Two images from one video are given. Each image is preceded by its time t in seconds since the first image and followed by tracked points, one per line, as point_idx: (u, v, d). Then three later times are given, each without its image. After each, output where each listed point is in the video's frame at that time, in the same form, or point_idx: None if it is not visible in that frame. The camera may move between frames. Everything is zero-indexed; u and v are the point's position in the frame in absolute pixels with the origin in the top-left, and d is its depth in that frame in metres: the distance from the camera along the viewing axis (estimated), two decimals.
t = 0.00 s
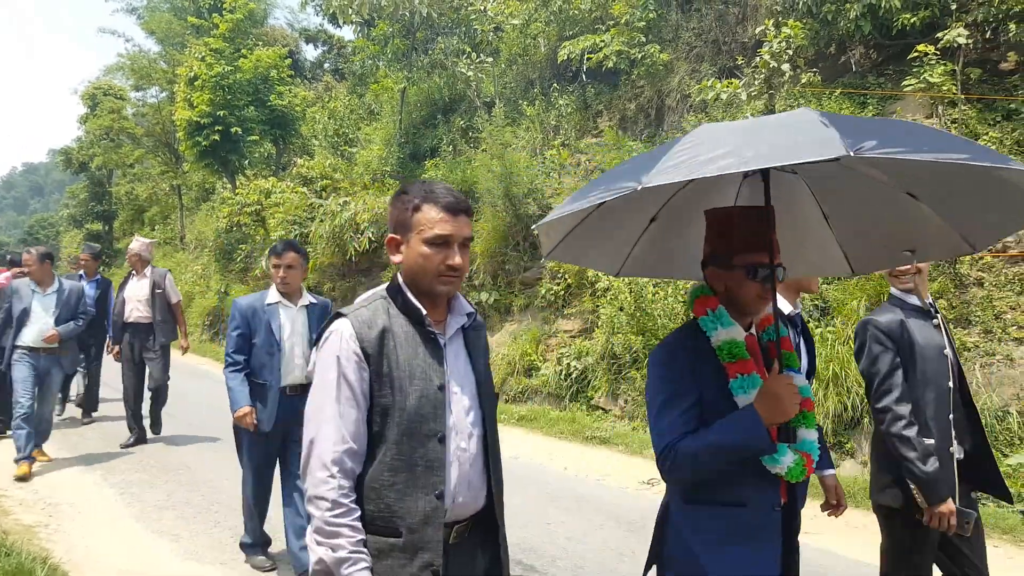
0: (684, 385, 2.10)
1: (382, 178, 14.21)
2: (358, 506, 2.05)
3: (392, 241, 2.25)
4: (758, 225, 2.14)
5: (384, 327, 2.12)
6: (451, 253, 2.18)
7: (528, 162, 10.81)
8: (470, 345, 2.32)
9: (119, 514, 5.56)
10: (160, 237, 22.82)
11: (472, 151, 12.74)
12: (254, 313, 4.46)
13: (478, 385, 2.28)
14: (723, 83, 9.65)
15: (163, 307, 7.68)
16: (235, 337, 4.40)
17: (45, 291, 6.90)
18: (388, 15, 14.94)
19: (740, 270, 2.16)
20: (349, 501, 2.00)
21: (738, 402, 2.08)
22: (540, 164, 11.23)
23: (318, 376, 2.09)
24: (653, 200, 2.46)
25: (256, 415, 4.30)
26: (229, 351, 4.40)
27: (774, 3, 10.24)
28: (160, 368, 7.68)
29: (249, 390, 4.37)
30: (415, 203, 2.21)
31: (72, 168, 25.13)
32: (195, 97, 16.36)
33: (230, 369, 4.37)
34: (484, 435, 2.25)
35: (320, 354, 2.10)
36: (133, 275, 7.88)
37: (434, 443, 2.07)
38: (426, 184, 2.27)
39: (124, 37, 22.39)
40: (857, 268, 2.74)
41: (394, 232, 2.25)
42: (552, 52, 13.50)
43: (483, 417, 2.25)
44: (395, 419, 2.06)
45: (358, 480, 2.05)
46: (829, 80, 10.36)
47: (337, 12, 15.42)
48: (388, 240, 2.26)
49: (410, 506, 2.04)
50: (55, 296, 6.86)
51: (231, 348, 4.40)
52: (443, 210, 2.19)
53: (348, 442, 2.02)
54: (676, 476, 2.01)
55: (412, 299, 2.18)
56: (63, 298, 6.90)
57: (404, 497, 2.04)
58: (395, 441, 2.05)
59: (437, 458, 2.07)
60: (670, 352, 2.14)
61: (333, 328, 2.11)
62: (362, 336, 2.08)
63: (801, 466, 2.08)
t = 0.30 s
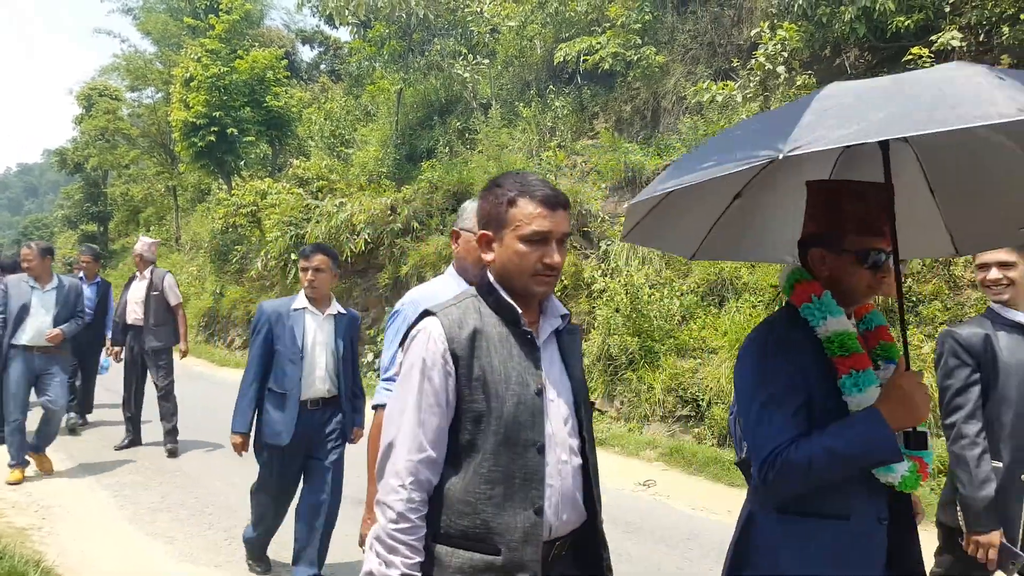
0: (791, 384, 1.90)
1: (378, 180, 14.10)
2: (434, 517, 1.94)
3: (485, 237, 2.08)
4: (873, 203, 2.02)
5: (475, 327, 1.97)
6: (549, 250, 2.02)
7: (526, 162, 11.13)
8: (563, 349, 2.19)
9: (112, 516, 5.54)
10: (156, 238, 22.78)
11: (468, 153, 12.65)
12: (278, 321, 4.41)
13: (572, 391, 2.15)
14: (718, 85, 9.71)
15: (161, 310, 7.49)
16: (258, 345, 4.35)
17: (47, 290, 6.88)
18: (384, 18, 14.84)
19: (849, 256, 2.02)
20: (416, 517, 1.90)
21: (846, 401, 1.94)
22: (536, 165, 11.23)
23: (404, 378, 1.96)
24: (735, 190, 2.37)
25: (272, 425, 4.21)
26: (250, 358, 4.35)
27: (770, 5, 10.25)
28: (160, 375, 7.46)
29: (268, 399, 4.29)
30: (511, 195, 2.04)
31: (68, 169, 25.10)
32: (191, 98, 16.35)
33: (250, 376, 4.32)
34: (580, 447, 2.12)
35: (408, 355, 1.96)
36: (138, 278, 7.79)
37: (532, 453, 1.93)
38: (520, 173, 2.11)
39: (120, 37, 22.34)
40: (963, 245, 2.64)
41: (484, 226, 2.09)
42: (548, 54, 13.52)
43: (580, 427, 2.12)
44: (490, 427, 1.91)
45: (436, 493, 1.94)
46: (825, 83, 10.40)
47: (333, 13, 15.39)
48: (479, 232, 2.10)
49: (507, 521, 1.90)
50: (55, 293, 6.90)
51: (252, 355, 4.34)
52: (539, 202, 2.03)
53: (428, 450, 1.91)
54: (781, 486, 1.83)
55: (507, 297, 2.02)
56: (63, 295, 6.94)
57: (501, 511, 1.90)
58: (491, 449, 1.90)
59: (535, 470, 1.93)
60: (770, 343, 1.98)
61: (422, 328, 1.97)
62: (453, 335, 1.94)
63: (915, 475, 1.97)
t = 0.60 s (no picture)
0: (921, 418, 1.61)
1: (372, 180, 14.14)
2: (513, 557, 1.73)
3: (577, 243, 1.85)
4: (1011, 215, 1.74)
5: (570, 346, 1.72)
6: (652, 255, 1.79)
7: (519, 166, 10.82)
8: (662, 372, 1.95)
9: (107, 517, 5.50)
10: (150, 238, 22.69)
11: (463, 154, 12.59)
12: (292, 316, 4.14)
13: (671, 423, 1.91)
14: (714, 87, 9.72)
15: (169, 310, 7.43)
16: (269, 340, 4.08)
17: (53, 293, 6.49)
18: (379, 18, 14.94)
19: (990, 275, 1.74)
20: (493, 557, 1.70)
21: (994, 441, 1.67)
22: (531, 167, 11.22)
23: (485, 400, 1.74)
24: (834, 200, 2.20)
25: (274, 427, 3.98)
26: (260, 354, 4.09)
27: (766, 8, 10.24)
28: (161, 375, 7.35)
29: (275, 399, 4.05)
30: (606, 193, 1.82)
31: (63, 170, 25.02)
32: (186, 98, 16.30)
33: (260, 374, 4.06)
34: (679, 485, 1.89)
35: (493, 373, 1.73)
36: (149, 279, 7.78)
37: (631, 495, 1.70)
38: (614, 170, 1.89)
39: (113, 37, 22.23)
40: None
41: (576, 230, 1.87)
42: (543, 55, 13.53)
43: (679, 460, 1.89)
44: (584, 465, 1.67)
45: (514, 531, 1.73)
46: (821, 84, 10.41)
47: (329, 14, 15.35)
48: (569, 238, 1.88)
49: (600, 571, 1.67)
50: (64, 297, 6.46)
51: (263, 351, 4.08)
52: (639, 201, 1.81)
53: (508, 486, 1.69)
54: (920, 535, 1.57)
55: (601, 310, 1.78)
56: (72, 300, 6.49)
57: (593, 559, 1.67)
58: (586, 490, 1.67)
59: (634, 513, 1.70)
60: (892, 381, 1.68)
61: (509, 344, 1.73)
62: (543, 355, 1.70)
63: None
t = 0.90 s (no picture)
0: None
1: (373, 181, 14.13)
2: None
3: (724, 230, 1.69)
4: None
5: (718, 358, 1.60)
6: (822, 244, 1.62)
7: (520, 165, 10.83)
8: (822, 381, 1.79)
9: (112, 517, 5.50)
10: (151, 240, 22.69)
11: (464, 155, 12.52)
12: (324, 334, 4.03)
13: (841, 448, 1.74)
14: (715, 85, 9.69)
15: (180, 311, 7.39)
16: (302, 363, 3.95)
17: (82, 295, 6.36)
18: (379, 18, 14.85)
19: None
20: None
21: None
22: (532, 167, 11.20)
23: (625, 424, 1.63)
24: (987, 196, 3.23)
25: (322, 452, 3.84)
26: (293, 379, 3.95)
27: (766, 6, 10.22)
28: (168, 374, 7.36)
29: (315, 423, 3.93)
30: (764, 167, 1.66)
31: (65, 172, 25.07)
32: (188, 101, 16.31)
33: (296, 400, 3.92)
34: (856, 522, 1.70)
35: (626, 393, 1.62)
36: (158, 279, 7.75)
37: (808, 538, 1.54)
38: (769, 141, 1.72)
39: (114, 40, 22.26)
40: None
41: (722, 214, 1.71)
42: (544, 54, 13.51)
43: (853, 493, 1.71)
44: (750, 502, 1.52)
45: None
46: (822, 82, 10.38)
47: (329, 16, 15.32)
48: (714, 220, 1.72)
49: None
50: (92, 297, 6.34)
51: (296, 375, 3.94)
52: (802, 183, 1.64)
53: (655, 531, 1.57)
54: None
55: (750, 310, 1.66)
56: (101, 301, 6.39)
57: None
58: (755, 535, 1.51)
59: (813, 559, 1.54)
60: None
61: (647, 358, 1.61)
62: (690, 375, 1.57)
63: None
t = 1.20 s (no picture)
0: None
1: (379, 180, 14.14)
2: None
3: (905, 230, 1.47)
4: None
5: (913, 388, 1.37)
6: None
7: (526, 164, 10.81)
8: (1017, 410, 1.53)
9: (120, 514, 5.51)
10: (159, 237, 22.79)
11: (470, 154, 12.47)
12: (363, 326, 3.65)
13: None
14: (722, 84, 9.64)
15: (184, 311, 7.44)
16: (341, 358, 3.56)
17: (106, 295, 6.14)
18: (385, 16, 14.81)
19: None
20: None
21: None
22: (538, 166, 11.18)
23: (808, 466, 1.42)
24: None
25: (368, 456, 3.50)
26: (331, 374, 3.54)
27: (774, 5, 10.16)
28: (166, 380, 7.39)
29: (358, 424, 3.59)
30: (956, 156, 1.44)
31: (74, 170, 25.23)
32: (195, 99, 16.36)
33: (336, 398, 3.50)
34: None
35: (800, 430, 1.45)
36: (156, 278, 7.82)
37: None
38: (956, 127, 1.50)
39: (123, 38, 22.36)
40: None
41: (899, 212, 1.49)
42: (550, 53, 13.48)
43: None
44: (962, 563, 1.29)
45: None
46: (830, 82, 10.33)
47: (335, 14, 15.31)
48: (891, 219, 1.50)
49: None
50: (118, 299, 6.17)
51: (335, 370, 3.54)
52: (1003, 176, 1.42)
53: None
54: None
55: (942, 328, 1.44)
56: (127, 303, 6.21)
57: None
58: None
59: None
60: None
61: (829, 387, 1.41)
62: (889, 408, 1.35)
63: None
